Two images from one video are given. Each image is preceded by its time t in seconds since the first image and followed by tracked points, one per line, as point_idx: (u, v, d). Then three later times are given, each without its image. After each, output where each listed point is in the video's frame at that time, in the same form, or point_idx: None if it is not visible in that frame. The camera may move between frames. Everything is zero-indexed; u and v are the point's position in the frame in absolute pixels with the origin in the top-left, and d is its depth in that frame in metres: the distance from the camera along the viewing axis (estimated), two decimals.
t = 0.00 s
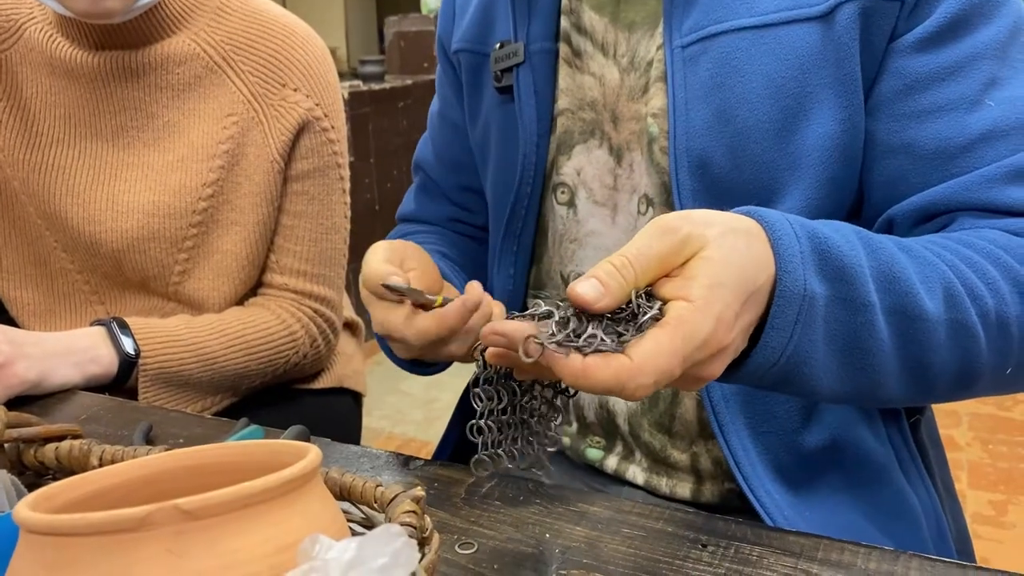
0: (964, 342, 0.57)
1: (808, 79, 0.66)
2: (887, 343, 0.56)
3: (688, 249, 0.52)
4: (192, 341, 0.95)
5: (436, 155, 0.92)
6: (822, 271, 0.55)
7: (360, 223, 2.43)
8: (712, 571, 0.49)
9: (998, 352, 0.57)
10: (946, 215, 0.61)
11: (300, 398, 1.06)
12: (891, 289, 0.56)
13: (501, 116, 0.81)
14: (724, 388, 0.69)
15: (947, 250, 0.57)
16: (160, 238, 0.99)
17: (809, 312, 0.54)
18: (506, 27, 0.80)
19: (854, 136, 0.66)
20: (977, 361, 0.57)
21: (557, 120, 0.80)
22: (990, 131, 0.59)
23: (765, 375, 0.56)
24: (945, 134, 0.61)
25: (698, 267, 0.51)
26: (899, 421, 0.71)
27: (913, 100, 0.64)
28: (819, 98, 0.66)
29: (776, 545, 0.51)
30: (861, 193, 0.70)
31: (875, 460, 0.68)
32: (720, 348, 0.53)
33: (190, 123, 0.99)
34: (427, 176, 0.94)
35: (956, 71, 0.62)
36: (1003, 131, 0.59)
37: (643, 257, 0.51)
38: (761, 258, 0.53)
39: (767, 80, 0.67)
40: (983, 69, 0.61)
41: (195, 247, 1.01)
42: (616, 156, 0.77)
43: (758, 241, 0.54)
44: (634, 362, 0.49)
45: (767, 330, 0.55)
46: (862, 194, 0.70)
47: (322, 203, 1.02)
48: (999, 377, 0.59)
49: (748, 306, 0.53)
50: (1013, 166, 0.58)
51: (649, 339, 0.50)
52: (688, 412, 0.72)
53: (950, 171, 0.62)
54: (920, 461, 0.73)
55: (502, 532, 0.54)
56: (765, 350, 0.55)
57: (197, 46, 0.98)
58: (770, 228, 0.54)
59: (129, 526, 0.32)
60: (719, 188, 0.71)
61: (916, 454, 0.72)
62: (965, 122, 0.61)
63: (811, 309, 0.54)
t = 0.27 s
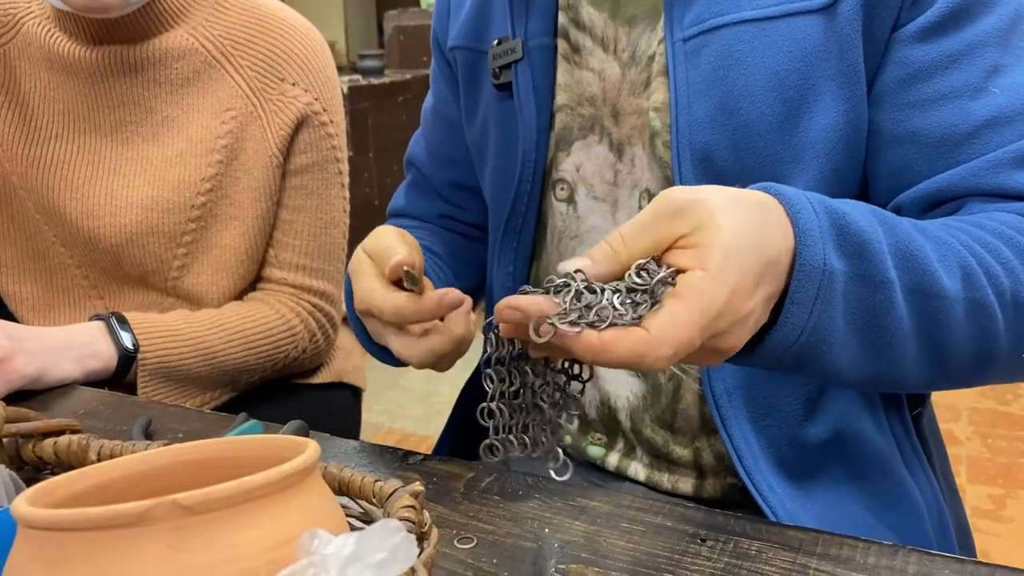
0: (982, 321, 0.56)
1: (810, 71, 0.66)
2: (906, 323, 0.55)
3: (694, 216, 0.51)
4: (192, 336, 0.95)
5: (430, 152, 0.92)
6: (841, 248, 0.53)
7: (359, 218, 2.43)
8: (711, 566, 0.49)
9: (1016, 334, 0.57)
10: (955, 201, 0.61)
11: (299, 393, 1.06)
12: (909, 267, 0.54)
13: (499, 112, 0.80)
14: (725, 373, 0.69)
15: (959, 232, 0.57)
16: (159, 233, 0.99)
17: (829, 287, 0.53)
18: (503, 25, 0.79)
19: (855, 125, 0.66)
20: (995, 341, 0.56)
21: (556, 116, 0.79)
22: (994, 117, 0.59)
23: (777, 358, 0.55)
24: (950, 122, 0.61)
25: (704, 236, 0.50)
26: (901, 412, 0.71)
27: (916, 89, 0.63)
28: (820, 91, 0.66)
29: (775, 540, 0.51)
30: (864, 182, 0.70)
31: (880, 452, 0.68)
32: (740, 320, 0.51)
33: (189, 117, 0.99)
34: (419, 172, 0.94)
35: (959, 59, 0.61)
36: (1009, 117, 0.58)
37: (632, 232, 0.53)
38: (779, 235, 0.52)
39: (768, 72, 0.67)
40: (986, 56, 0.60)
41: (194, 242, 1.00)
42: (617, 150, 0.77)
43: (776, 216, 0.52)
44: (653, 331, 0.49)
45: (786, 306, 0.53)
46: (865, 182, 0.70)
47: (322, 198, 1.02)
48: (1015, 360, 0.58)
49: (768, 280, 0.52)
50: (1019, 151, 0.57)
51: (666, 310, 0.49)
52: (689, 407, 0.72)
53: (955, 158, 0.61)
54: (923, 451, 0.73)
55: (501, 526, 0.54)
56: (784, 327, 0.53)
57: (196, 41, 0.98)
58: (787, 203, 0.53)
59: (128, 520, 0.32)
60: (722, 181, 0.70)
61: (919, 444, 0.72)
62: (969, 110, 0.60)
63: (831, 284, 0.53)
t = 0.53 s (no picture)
0: None
1: (805, 63, 0.66)
2: (949, 264, 0.53)
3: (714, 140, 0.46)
4: (192, 333, 0.95)
5: (428, 154, 0.93)
6: (873, 177, 0.51)
7: (359, 215, 2.43)
8: (712, 562, 0.49)
9: None
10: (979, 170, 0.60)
11: (299, 390, 1.06)
12: (945, 203, 0.53)
13: (497, 112, 0.81)
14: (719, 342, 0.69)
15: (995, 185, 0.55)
16: (159, 230, 0.99)
17: (868, 214, 0.50)
18: (498, 26, 0.80)
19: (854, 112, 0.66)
20: None
21: (553, 116, 0.78)
22: (1005, 86, 0.59)
23: (821, 306, 0.51)
24: (959, 95, 0.61)
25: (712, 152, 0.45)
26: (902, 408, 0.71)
27: (924, 67, 0.64)
28: (816, 81, 0.66)
29: (775, 536, 0.51)
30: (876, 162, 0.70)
31: (882, 452, 0.67)
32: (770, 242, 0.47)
33: (189, 114, 0.99)
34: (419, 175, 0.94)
35: (961, 36, 0.62)
36: (1018, 87, 0.58)
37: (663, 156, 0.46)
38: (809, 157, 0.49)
39: (764, 65, 0.68)
40: (990, 30, 0.61)
41: (194, 239, 1.00)
42: (615, 148, 0.76)
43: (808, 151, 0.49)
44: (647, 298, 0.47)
45: (829, 231, 0.50)
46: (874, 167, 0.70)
47: (321, 194, 1.02)
48: None
49: (804, 218, 0.48)
50: None
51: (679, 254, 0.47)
52: (690, 404, 0.73)
53: (970, 130, 0.61)
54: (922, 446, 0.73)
55: (502, 523, 0.54)
56: (830, 257, 0.50)
57: (195, 38, 0.98)
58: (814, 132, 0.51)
59: (128, 517, 0.32)
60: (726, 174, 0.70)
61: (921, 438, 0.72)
62: (978, 81, 0.60)
63: (869, 213, 0.50)
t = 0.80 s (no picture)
0: None
1: (795, 45, 0.68)
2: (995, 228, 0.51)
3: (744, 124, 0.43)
4: (192, 331, 0.95)
5: (425, 162, 0.93)
6: (920, 143, 0.49)
7: (359, 214, 2.43)
8: (712, 561, 0.49)
9: None
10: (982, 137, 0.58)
11: (299, 389, 1.06)
12: (988, 165, 0.51)
13: (492, 117, 0.81)
14: (727, 328, 0.68)
15: None
16: (158, 228, 0.99)
17: (921, 181, 0.47)
18: (488, 30, 0.80)
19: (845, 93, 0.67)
20: None
21: (548, 118, 0.78)
22: (1003, 49, 0.58)
23: (873, 281, 0.49)
24: (956, 61, 0.60)
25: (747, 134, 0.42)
26: (911, 399, 0.72)
27: (919, 40, 0.64)
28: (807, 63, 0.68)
29: (775, 534, 0.51)
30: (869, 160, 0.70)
31: (889, 441, 0.68)
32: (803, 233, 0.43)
33: (189, 113, 0.99)
34: (417, 185, 0.94)
35: (951, 7, 0.62)
36: (1016, 49, 0.58)
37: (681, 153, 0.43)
38: (851, 131, 0.46)
39: (757, 50, 0.69)
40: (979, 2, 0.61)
41: (194, 237, 1.00)
42: (611, 145, 0.76)
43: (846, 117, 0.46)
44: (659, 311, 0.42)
45: (882, 206, 0.47)
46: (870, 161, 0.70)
47: (321, 192, 1.02)
48: None
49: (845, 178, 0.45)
50: None
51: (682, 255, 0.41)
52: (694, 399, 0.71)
53: (970, 92, 0.60)
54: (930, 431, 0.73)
55: (502, 522, 0.54)
56: (886, 229, 0.47)
57: (194, 36, 0.98)
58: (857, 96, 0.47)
59: (127, 516, 0.32)
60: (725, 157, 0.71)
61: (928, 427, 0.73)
62: (974, 46, 0.60)
63: (925, 180, 0.48)
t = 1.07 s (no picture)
0: None
1: (784, 43, 0.68)
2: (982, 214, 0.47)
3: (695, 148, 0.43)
4: (191, 330, 0.95)
5: (419, 163, 0.92)
6: (886, 133, 0.45)
7: (359, 212, 2.42)
8: (711, 560, 0.49)
9: None
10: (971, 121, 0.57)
11: (299, 388, 1.06)
12: (965, 149, 0.48)
13: (484, 118, 0.81)
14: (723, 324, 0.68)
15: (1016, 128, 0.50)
16: (157, 227, 0.99)
17: (889, 176, 0.44)
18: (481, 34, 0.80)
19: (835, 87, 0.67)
20: None
21: (541, 118, 0.78)
22: (990, 34, 0.58)
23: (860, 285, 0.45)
24: (944, 47, 0.60)
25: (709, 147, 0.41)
26: (906, 392, 0.72)
27: (906, 30, 0.63)
28: (794, 59, 0.68)
29: (774, 533, 0.51)
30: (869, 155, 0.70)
31: (883, 437, 0.68)
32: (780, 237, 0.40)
33: (188, 112, 0.99)
34: (412, 189, 0.93)
35: None
36: (1004, 33, 0.57)
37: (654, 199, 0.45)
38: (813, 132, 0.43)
39: (745, 48, 0.69)
40: None
41: (193, 236, 1.00)
42: (603, 145, 0.76)
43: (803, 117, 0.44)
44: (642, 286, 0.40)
45: (857, 203, 0.43)
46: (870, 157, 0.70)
47: (320, 190, 1.02)
48: None
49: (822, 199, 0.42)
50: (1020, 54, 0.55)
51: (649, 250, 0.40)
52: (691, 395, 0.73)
53: (958, 79, 0.59)
54: (925, 425, 0.74)
55: (501, 520, 0.54)
56: (863, 227, 0.44)
57: (193, 35, 0.98)
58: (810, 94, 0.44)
59: (128, 515, 0.32)
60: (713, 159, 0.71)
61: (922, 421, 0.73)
62: (961, 33, 0.59)
63: (889, 172, 0.44)
